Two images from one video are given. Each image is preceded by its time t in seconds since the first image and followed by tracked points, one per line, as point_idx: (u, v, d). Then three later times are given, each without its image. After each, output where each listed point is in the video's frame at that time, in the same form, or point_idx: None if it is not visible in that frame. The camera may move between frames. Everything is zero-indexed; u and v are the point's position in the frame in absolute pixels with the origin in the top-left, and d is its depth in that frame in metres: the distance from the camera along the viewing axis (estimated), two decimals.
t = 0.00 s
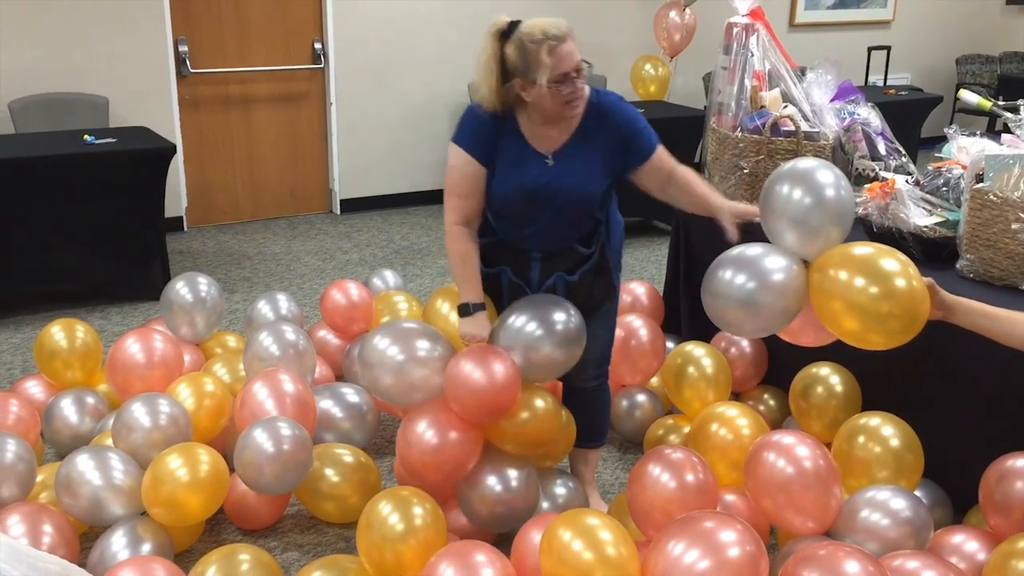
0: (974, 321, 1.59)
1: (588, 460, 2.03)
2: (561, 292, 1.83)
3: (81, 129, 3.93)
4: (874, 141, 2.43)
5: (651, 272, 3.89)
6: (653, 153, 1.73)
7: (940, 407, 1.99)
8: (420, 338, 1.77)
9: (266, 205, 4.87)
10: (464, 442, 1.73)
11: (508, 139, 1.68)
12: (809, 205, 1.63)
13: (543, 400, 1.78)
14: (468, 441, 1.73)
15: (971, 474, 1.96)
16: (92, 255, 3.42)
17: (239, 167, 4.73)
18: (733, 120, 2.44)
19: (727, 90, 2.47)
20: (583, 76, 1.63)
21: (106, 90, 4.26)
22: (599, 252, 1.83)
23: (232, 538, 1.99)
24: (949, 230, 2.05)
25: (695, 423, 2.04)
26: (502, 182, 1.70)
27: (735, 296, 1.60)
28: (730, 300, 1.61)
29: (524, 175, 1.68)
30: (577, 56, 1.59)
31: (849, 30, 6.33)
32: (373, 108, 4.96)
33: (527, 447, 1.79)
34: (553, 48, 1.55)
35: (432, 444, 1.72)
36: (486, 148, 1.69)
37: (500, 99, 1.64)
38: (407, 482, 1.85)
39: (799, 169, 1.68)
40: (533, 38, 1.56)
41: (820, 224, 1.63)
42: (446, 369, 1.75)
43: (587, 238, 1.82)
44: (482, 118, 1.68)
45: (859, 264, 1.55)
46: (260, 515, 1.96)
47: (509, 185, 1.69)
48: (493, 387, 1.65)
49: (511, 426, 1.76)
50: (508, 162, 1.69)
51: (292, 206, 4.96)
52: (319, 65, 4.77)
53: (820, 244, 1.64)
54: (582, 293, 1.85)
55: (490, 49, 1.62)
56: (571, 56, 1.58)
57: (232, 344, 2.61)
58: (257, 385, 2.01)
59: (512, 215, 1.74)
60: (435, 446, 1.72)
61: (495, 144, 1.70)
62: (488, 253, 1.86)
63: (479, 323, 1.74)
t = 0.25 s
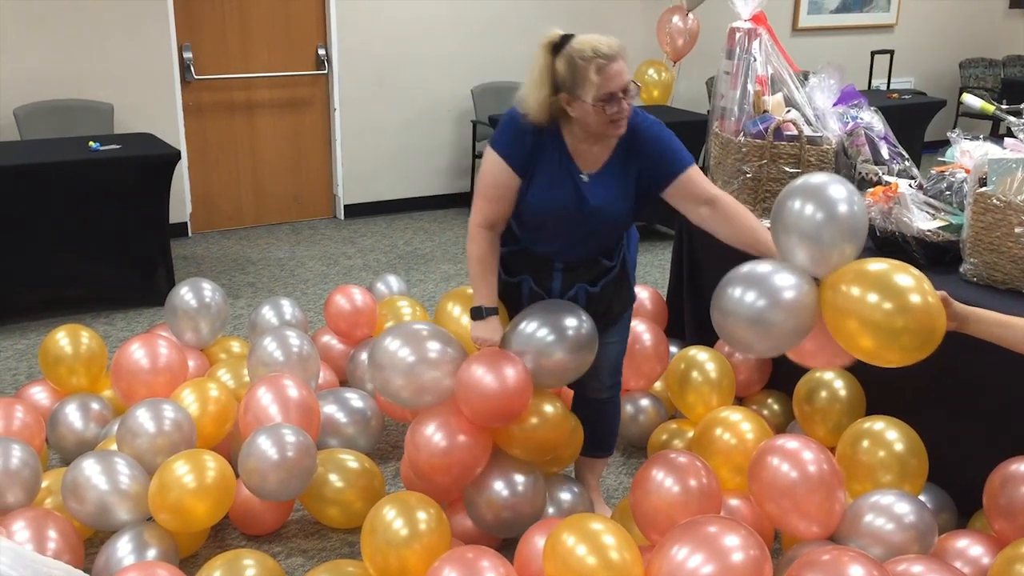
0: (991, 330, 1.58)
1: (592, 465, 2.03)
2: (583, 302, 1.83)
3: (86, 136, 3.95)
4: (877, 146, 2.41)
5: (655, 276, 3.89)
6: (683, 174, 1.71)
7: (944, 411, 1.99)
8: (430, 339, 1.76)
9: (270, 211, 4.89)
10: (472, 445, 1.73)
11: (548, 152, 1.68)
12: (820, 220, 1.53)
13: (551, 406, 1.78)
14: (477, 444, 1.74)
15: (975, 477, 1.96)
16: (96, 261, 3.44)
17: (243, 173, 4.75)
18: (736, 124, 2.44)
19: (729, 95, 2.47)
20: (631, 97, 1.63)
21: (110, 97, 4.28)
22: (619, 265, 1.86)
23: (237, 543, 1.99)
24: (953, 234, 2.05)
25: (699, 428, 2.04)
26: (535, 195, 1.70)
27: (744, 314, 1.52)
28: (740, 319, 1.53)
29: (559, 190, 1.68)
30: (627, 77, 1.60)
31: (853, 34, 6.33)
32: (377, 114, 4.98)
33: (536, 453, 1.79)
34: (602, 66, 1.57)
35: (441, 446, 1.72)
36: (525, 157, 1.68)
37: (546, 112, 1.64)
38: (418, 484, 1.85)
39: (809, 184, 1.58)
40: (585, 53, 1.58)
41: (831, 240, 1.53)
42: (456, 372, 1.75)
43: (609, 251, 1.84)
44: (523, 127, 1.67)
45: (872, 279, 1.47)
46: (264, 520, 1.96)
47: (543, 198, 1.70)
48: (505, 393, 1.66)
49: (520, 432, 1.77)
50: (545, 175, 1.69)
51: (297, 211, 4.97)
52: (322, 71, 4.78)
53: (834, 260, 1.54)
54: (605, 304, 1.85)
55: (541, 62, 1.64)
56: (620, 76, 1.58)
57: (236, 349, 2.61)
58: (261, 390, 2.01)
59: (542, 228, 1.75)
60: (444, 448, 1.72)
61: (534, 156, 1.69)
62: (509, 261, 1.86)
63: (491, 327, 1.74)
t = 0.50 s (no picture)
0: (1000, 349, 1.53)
1: (593, 470, 2.03)
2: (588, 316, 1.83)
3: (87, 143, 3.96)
4: (876, 149, 2.41)
5: (656, 280, 3.89)
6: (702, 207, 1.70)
7: (945, 414, 1.98)
8: (430, 341, 1.77)
9: (271, 217, 4.89)
10: (470, 448, 1.73)
11: (571, 165, 1.68)
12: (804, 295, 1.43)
13: (550, 412, 1.77)
14: (474, 447, 1.74)
15: (978, 480, 1.96)
16: (98, 268, 3.44)
17: (244, 179, 4.75)
18: (735, 128, 2.43)
19: (729, 99, 2.48)
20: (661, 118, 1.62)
21: (111, 104, 4.29)
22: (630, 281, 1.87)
23: (238, 549, 1.99)
24: (953, 237, 2.04)
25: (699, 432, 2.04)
26: (554, 208, 1.70)
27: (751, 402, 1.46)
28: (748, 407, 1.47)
29: (578, 206, 1.69)
30: (657, 98, 1.58)
31: (852, 37, 6.34)
32: (377, 120, 4.98)
33: (535, 460, 1.78)
34: (632, 84, 1.56)
35: (437, 448, 1.72)
36: (548, 168, 1.68)
37: (576, 130, 1.64)
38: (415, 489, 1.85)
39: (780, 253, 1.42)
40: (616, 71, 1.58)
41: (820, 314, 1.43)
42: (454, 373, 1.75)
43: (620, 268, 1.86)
44: (549, 138, 1.67)
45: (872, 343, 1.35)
46: (265, 526, 1.96)
47: (562, 211, 1.70)
48: (500, 399, 1.65)
49: (518, 438, 1.75)
50: (566, 188, 1.69)
51: (298, 217, 4.98)
52: (322, 77, 4.79)
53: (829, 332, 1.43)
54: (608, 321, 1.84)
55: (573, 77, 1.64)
56: (650, 96, 1.57)
57: (237, 355, 2.62)
58: (263, 396, 2.01)
59: (553, 239, 1.77)
60: (440, 450, 1.72)
61: (556, 168, 1.69)
62: (518, 268, 1.89)
63: (494, 330, 1.78)
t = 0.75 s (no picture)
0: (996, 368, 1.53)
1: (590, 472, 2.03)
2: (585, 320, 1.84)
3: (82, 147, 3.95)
4: (872, 148, 2.41)
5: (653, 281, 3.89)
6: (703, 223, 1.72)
7: (942, 414, 1.98)
8: (425, 346, 1.77)
9: (268, 220, 4.89)
10: (465, 453, 1.74)
11: (570, 172, 1.68)
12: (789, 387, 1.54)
13: (545, 419, 1.77)
14: (469, 452, 1.74)
15: (975, 479, 1.96)
16: (94, 272, 3.43)
17: (240, 182, 4.75)
18: (731, 128, 2.44)
19: (724, 99, 2.48)
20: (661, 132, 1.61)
21: (107, 108, 4.28)
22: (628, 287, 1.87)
23: (235, 553, 1.98)
24: (949, 236, 2.04)
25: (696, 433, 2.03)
26: (553, 214, 1.70)
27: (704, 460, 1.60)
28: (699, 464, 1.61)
29: (576, 213, 1.69)
30: (657, 112, 1.57)
31: (848, 37, 6.34)
32: (373, 122, 4.98)
33: (531, 466, 1.77)
34: (631, 97, 1.55)
35: (432, 455, 1.73)
36: (547, 174, 1.68)
37: (573, 137, 1.64)
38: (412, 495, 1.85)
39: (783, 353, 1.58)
40: (616, 82, 1.57)
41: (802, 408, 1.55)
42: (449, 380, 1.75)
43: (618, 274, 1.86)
44: (548, 144, 1.67)
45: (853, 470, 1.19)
46: (263, 530, 1.95)
47: (560, 218, 1.70)
48: (492, 406, 1.65)
49: (514, 447, 1.74)
50: (565, 195, 1.69)
51: (294, 220, 4.98)
52: (318, 80, 4.79)
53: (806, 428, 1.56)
54: (605, 326, 1.86)
55: (575, 84, 1.63)
56: (649, 110, 1.56)
57: (234, 359, 2.61)
58: (259, 400, 2.01)
59: (551, 245, 1.76)
60: (435, 456, 1.73)
61: (555, 174, 1.69)
62: (518, 271, 1.89)
63: (486, 337, 1.77)
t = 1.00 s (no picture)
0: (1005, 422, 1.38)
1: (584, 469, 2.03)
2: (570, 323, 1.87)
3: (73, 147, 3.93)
4: (864, 143, 2.42)
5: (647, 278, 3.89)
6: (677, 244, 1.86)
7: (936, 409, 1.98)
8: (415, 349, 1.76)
9: (260, 219, 4.87)
10: (458, 455, 1.73)
11: (567, 188, 1.69)
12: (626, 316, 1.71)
13: (538, 418, 1.76)
14: (461, 455, 1.73)
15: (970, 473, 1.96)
16: (84, 273, 3.42)
17: (232, 181, 4.73)
18: (723, 125, 2.42)
19: (716, 95, 2.46)
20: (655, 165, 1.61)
21: (97, 107, 4.26)
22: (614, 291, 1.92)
23: (229, 555, 1.97)
24: (942, 230, 2.05)
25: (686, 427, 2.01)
26: (546, 227, 1.74)
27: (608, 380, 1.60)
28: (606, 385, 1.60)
29: (569, 229, 1.73)
30: (652, 152, 1.57)
31: (840, 32, 6.35)
32: (365, 120, 4.97)
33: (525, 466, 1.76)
34: (627, 138, 1.54)
35: (426, 458, 1.72)
36: (543, 188, 1.70)
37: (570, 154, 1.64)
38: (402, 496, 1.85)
39: (613, 284, 1.76)
40: (617, 117, 1.54)
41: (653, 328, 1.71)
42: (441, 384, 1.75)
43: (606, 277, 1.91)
44: (546, 159, 1.67)
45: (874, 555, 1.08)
46: (257, 531, 1.94)
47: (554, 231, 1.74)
48: (485, 411, 1.64)
49: (509, 447, 1.74)
50: (561, 209, 1.71)
51: (287, 219, 4.96)
52: (309, 78, 4.77)
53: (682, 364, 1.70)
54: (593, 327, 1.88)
55: (583, 100, 1.60)
56: (644, 150, 1.56)
57: (226, 359, 2.60)
58: (252, 400, 2.00)
59: (543, 254, 1.81)
60: (429, 460, 1.72)
61: (551, 187, 1.70)
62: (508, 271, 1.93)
63: (479, 340, 1.78)
